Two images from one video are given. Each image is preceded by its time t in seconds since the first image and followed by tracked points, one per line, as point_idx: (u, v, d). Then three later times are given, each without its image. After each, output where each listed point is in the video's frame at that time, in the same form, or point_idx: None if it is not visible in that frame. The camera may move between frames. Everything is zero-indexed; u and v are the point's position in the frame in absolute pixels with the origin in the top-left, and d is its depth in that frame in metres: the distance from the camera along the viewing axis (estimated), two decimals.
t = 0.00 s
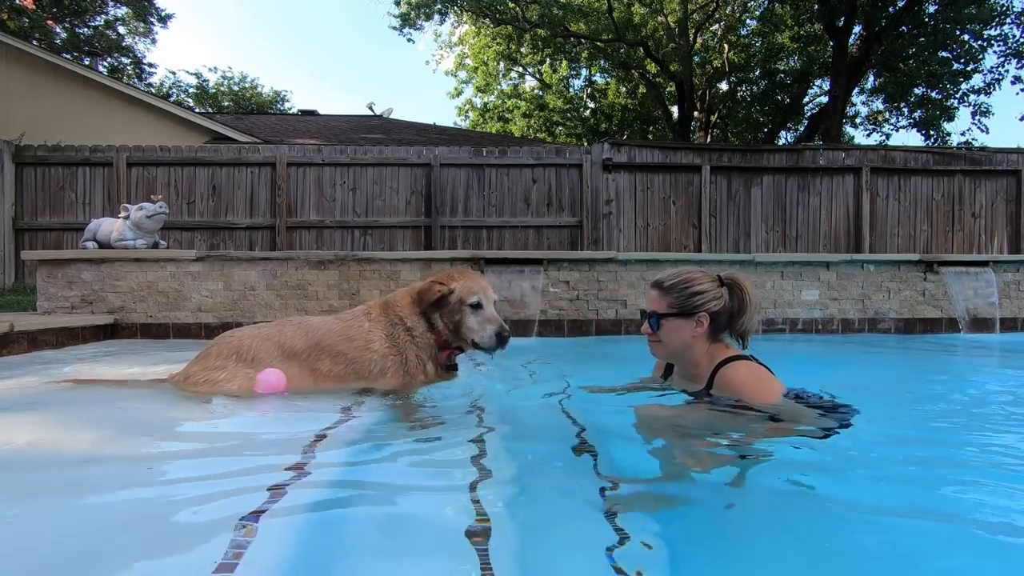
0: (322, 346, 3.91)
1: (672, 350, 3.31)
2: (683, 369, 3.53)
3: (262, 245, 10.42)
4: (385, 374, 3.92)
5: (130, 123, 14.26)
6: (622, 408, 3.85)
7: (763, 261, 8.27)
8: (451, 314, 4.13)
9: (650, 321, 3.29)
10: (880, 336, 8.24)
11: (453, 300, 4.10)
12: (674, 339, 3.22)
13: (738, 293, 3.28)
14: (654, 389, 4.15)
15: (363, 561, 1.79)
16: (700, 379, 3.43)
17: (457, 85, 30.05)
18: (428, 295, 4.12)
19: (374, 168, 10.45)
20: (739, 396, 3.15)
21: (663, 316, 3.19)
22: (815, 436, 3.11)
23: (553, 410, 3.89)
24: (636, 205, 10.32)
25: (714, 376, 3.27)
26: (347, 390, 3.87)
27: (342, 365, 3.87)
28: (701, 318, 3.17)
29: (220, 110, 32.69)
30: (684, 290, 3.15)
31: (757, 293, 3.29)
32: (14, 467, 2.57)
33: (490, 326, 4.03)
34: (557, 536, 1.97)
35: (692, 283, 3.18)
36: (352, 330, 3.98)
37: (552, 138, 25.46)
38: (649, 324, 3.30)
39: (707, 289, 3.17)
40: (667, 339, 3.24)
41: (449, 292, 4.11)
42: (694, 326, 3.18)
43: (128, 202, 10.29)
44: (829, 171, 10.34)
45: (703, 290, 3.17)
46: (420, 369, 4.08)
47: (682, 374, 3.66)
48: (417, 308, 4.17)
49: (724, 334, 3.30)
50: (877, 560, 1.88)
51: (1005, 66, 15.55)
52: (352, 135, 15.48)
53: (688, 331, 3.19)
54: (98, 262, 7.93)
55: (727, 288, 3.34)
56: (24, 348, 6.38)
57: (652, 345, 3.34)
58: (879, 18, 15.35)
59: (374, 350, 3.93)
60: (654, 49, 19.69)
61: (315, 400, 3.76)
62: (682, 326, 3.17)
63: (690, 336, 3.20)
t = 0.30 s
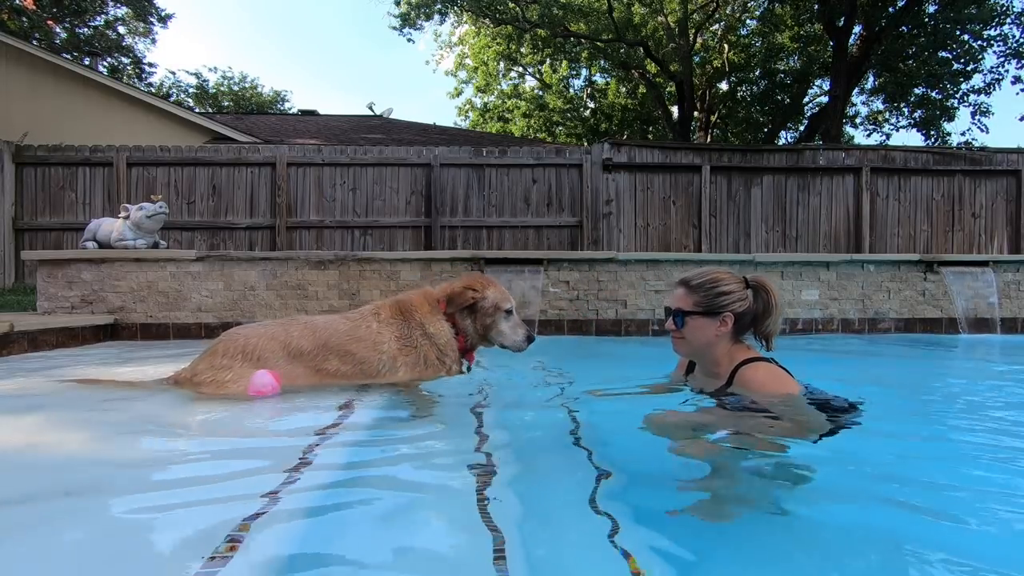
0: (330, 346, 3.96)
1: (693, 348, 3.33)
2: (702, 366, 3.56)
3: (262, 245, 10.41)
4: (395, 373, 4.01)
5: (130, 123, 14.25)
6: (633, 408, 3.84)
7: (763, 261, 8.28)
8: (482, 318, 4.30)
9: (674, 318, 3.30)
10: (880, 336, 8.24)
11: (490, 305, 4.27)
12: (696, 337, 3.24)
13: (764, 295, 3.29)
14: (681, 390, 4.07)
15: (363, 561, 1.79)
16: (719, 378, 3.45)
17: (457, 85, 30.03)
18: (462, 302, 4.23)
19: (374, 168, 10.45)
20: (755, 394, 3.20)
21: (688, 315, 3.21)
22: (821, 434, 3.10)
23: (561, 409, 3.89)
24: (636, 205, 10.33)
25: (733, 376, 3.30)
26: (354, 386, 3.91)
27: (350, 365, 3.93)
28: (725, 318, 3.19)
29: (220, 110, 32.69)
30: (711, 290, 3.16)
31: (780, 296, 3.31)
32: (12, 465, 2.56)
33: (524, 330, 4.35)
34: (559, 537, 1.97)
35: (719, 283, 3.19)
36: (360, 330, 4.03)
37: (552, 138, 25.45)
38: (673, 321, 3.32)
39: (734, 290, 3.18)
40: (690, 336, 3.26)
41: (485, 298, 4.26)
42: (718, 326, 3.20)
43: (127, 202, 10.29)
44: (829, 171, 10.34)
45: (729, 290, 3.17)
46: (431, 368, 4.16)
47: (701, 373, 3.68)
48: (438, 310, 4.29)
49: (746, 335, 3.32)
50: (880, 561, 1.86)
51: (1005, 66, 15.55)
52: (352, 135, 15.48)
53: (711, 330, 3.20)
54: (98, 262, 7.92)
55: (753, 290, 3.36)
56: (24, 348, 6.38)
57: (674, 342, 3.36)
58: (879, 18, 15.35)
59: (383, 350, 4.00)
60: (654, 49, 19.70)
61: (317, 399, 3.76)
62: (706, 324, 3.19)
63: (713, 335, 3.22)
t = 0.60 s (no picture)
0: (354, 338, 3.89)
1: (691, 345, 3.33)
2: (703, 364, 3.54)
3: (262, 245, 10.41)
4: (412, 373, 3.90)
5: (130, 123, 14.25)
6: (640, 407, 3.82)
7: (763, 261, 8.28)
8: (493, 328, 4.04)
9: (673, 314, 3.32)
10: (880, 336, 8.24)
11: (499, 315, 4.01)
12: (693, 334, 3.25)
13: (766, 299, 3.27)
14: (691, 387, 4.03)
15: (369, 557, 1.78)
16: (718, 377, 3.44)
17: (457, 85, 30.04)
18: (471, 310, 4.04)
19: (374, 168, 10.45)
20: (747, 388, 3.13)
21: (685, 310, 3.23)
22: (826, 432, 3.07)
23: (568, 409, 3.87)
24: (636, 205, 10.33)
25: (729, 374, 3.28)
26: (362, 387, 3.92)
27: (370, 360, 3.85)
28: (724, 316, 3.18)
29: (220, 110, 32.72)
30: (711, 288, 3.17)
31: (784, 301, 3.28)
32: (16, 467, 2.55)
33: (536, 342, 3.92)
34: (563, 535, 1.94)
35: (719, 282, 3.20)
36: (385, 325, 3.95)
37: (552, 138, 25.46)
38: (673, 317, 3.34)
39: (734, 290, 3.18)
40: (687, 332, 3.27)
41: (494, 307, 4.02)
42: (716, 323, 3.19)
43: (128, 202, 10.29)
44: (829, 171, 10.34)
45: (729, 289, 3.18)
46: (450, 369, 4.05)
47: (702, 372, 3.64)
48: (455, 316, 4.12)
49: (745, 336, 3.30)
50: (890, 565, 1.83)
51: (1005, 66, 15.54)
52: (352, 135, 15.48)
53: (709, 327, 3.20)
54: (98, 262, 7.92)
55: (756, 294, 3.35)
56: (25, 348, 6.37)
57: (671, 338, 3.37)
58: (878, 18, 15.33)
59: (406, 347, 3.90)
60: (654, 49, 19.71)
61: (320, 399, 3.76)
62: (703, 321, 3.19)
63: (711, 332, 3.22)
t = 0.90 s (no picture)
0: (377, 321, 3.97)
1: (691, 347, 3.34)
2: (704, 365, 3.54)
3: (262, 245, 10.42)
4: (417, 366, 3.90)
5: (130, 123, 14.26)
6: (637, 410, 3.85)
7: (762, 261, 8.29)
8: (501, 327, 3.93)
9: (673, 317, 3.33)
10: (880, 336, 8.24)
11: (506, 314, 3.90)
12: (693, 336, 3.25)
13: (763, 295, 3.28)
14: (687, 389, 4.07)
15: (367, 564, 1.81)
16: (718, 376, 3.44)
17: (457, 85, 30.03)
18: (477, 307, 3.95)
19: (374, 168, 10.45)
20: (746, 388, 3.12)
21: (684, 313, 3.23)
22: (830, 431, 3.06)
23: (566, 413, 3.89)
24: (636, 205, 10.33)
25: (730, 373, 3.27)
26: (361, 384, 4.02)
27: (384, 345, 3.91)
28: (723, 316, 3.18)
29: (220, 110, 32.69)
30: (708, 289, 3.18)
31: (780, 296, 3.29)
32: (20, 470, 2.56)
33: (543, 343, 3.75)
34: (564, 549, 1.95)
35: (716, 282, 3.20)
36: (401, 317, 4.02)
37: (552, 138, 25.43)
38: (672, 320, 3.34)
39: (731, 289, 3.19)
40: (687, 335, 3.27)
41: (501, 305, 3.91)
42: (715, 325, 3.19)
43: (128, 202, 10.30)
44: (829, 171, 10.34)
45: (726, 289, 3.19)
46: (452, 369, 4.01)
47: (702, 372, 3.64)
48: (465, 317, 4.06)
49: (745, 334, 3.30)
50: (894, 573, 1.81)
51: (1005, 66, 15.54)
52: (352, 135, 15.49)
53: (708, 329, 3.20)
54: (98, 262, 7.93)
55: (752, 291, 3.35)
56: (25, 348, 6.38)
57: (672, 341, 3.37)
58: (879, 18, 15.32)
59: (415, 340, 3.93)
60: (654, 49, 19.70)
61: (320, 406, 3.77)
62: (703, 323, 3.19)
63: (711, 333, 3.22)
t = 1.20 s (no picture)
0: (382, 338, 3.90)
1: (692, 350, 3.33)
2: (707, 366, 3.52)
3: (262, 245, 10.42)
4: (424, 382, 3.76)
5: (130, 123, 14.25)
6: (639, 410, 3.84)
7: (763, 261, 8.29)
8: (508, 338, 3.73)
9: (671, 321, 3.32)
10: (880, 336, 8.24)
11: (512, 322, 3.70)
12: (693, 339, 3.24)
13: (758, 291, 3.29)
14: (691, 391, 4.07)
15: (367, 563, 1.82)
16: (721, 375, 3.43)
17: (457, 85, 30.04)
18: (483, 320, 3.77)
19: (374, 168, 10.45)
20: (749, 388, 3.11)
21: (682, 317, 3.22)
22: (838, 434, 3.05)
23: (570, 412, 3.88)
24: (636, 205, 10.33)
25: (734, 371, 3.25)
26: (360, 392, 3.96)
27: (389, 362, 3.82)
28: (721, 317, 3.18)
29: (220, 110, 32.70)
30: (704, 291, 3.18)
31: (774, 290, 3.30)
32: (18, 475, 2.55)
33: (555, 347, 3.50)
34: (569, 548, 1.93)
35: (712, 283, 3.20)
36: (406, 330, 3.89)
37: (552, 138, 25.44)
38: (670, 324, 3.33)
39: (726, 289, 3.19)
40: (687, 338, 3.26)
41: (507, 315, 3.72)
42: (714, 325, 3.19)
43: (128, 202, 10.29)
44: (829, 171, 10.34)
45: (723, 289, 3.19)
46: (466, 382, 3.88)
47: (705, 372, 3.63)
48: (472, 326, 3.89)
49: (745, 332, 3.29)
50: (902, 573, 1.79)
51: (1005, 67, 15.55)
52: (352, 135, 15.49)
53: (707, 331, 3.20)
54: (98, 262, 7.92)
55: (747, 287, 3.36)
56: (24, 348, 6.38)
57: (673, 345, 3.36)
58: (879, 18, 15.33)
59: (419, 355, 3.78)
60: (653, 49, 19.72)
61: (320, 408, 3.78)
62: (701, 325, 3.19)
63: (710, 335, 3.21)
